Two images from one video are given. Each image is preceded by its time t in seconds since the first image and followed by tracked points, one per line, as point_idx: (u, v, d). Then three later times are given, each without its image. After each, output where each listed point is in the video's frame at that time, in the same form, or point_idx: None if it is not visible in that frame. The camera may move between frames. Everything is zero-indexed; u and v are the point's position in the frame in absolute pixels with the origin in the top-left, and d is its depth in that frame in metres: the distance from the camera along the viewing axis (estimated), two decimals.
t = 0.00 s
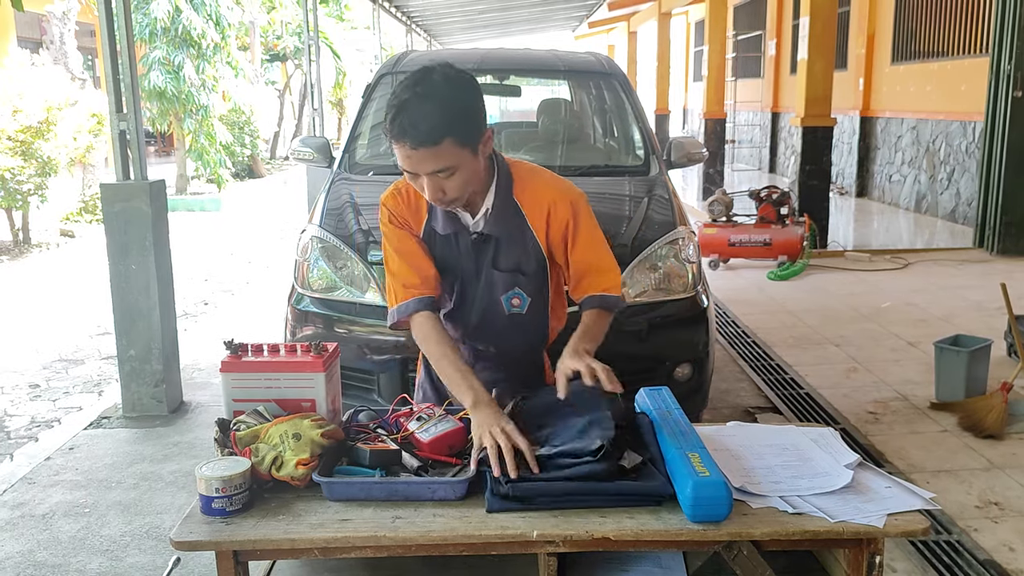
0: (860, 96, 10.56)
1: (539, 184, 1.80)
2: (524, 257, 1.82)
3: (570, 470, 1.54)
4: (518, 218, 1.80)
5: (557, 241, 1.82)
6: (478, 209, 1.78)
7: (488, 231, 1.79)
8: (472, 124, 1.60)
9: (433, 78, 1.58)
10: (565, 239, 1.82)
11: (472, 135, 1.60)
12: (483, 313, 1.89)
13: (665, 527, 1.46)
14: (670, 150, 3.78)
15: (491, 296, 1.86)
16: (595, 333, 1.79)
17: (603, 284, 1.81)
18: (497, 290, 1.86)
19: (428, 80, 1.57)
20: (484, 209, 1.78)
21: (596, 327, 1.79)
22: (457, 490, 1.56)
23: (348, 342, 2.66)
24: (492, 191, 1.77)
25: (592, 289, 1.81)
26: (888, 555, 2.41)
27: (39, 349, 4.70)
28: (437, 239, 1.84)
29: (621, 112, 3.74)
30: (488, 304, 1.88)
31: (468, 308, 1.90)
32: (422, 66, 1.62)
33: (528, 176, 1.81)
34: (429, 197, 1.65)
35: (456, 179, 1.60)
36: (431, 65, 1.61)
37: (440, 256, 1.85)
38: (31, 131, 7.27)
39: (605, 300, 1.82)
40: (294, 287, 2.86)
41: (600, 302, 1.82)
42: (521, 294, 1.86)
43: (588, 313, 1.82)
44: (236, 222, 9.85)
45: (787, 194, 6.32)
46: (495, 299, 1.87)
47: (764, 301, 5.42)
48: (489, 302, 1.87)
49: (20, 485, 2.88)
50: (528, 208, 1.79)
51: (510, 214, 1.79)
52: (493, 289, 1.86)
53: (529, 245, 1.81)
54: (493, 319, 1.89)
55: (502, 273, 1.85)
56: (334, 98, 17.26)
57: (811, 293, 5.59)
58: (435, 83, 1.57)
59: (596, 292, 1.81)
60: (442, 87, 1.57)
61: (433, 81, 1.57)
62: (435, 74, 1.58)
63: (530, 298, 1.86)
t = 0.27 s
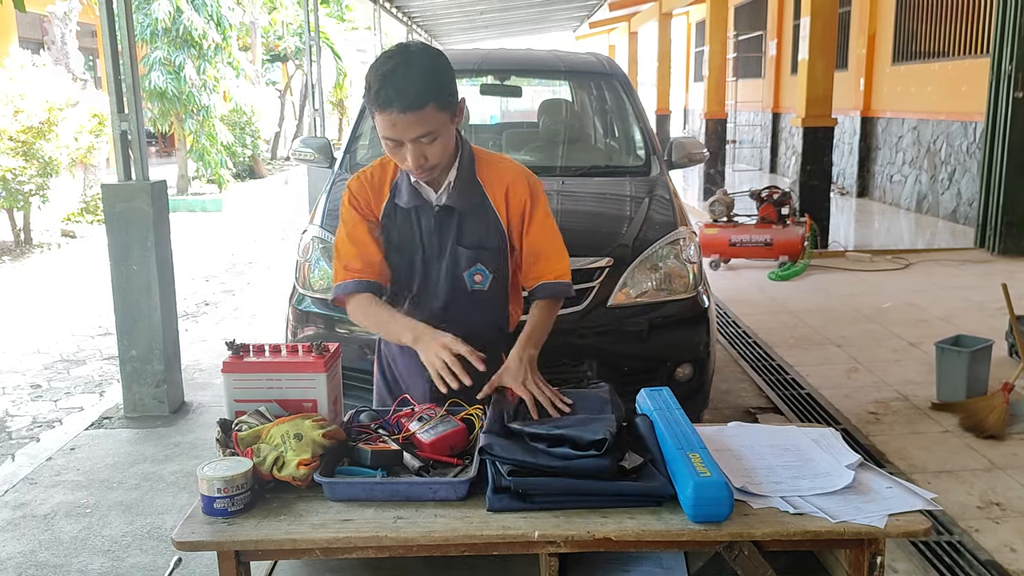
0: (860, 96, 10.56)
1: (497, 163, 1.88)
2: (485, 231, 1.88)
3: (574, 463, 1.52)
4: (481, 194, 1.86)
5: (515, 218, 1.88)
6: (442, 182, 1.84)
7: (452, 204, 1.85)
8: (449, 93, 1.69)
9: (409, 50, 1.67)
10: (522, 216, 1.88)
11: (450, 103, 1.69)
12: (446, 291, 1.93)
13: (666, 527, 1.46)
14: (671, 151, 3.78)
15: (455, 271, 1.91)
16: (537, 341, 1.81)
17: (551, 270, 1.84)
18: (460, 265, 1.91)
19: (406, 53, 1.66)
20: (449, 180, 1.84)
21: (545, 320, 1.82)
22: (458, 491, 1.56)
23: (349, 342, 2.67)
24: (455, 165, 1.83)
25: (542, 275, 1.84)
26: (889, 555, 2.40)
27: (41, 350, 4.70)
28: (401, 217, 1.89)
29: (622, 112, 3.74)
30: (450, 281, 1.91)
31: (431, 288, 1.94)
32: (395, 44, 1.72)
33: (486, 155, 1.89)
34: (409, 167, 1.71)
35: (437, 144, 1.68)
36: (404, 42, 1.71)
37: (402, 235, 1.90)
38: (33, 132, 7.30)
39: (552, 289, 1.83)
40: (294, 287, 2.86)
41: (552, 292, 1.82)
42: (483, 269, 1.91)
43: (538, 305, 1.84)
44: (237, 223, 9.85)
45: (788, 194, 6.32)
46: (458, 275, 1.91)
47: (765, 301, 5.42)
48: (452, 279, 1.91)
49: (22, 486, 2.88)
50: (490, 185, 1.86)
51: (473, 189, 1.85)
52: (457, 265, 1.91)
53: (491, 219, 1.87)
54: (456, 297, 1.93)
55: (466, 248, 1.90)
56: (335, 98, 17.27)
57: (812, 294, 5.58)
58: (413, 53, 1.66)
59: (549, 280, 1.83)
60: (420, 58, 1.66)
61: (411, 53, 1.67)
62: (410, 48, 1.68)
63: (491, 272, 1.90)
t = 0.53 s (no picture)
0: (861, 96, 10.56)
1: (481, 166, 1.93)
2: (466, 230, 1.90)
3: (578, 462, 1.53)
4: (463, 193, 1.90)
5: (495, 219, 1.91)
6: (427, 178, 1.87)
7: (435, 201, 1.87)
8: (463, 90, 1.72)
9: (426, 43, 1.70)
10: (501, 218, 1.91)
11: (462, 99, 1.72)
12: (424, 289, 1.92)
13: (667, 527, 1.46)
14: (671, 151, 3.78)
15: (434, 268, 1.90)
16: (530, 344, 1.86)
17: (523, 274, 1.89)
18: (440, 263, 1.90)
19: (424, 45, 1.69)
20: (433, 178, 1.88)
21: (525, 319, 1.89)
22: (459, 491, 1.56)
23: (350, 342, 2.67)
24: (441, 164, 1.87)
25: (518, 278, 1.89)
26: (890, 555, 2.40)
27: (42, 350, 4.70)
28: (380, 212, 1.91)
29: (622, 112, 3.74)
30: (429, 280, 1.91)
31: (410, 284, 1.94)
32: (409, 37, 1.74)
33: (469, 158, 1.93)
34: (416, 159, 1.70)
35: (448, 137, 1.70)
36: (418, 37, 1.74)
37: (381, 230, 1.92)
38: (34, 132, 7.32)
39: (521, 292, 1.88)
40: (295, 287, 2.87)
41: (525, 294, 1.88)
42: (462, 268, 1.90)
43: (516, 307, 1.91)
44: (238, 223, 9.85)
45: (789, 194, 6.31)
46: (437, 272, 1.90)
47: (766, 301, 5.42)
48: (431, 276, 1.91)
49: (23, 486, 2.88)
50: (473, 185, 1.90)
51: (456, 187, 1.89)
52: (436, 262, 1.90)
53: (472, 218, 1.90)
54: (435, 295, 1.92)
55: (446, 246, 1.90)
56: (335, 98, 17.27)
57: (813, 294, 5.58)
58: (432, 47, 1.69)
59: (521, 284, 1.89)
60: (439, 51, 1.69)
61: (430, 46, 1.69)
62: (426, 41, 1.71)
63: (470, 272, 1.90)
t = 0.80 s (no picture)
0: (861, 96, 10.56)
1: (471, 170, 1.94)
2: (457, 232, 1.91)
3: (585, 462, 1.52)
4: (455, 197, 1.90)
5: (484, 223, 1.93)
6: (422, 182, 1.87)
7: (428, 204, 1.88)
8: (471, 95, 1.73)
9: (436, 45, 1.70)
10: (490, 221, 1.93)
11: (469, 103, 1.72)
12: (411, 289, 1.92)
13: (669, 527, 1.46)
14: (671, 151, 3.78)
15: (423, 270, 1.90)
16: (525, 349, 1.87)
17: (511, 277, 1.92)
18: (430, 265, 1.90)
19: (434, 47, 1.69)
20: (427, 181, 1.88)
21: (518, 325, 1.89)
22: (460, 490, 1.56)
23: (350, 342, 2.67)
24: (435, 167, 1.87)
25: (507, 282, 1.92)
26: (891, 555, 2.40)
27: (42, 349, 4.71)
28: (373, 213, 1.88)
29: (623, 112, 3.74)
30: (417, 281, 1.91)
31: (397, 285, 1.93)
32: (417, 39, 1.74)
33: (460, 162, 1.94)
34: (422, 160, 1.69)
35: (453, 139, 1.70)
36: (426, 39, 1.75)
37: (373, 231, 1.89)
38: (35, 132, 7.33)
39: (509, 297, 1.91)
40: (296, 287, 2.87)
41: (516, 300, 1.90)
42: (451, 270, 1.91)
43: (507, 312, 1.91)
44: (239, 223, 9.84)
45: (789, 194, 6.31)
46: (426, 274, 1.91)
47: (766, 300, 5.42)
48: (420, 277, 1.91)
49: (23, 485, 2.89)
50: (464, 190, 1.91)
51: (449, 191, 1.89)
52: (426, 264, 1.90)
53: (462, 222, 1.91)
54: (422, 297, 1.93)
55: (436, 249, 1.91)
56: (335, 98, 17.28)
57: (813, 293, 5.58)
58: (442, 49, 1.69)
59: (507, 288, 1.91)
60: (450, 54, 1.69)
61: (439, 48, 1.70)
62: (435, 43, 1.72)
63: (458, 274, 1.92)
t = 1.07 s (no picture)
0: (861, 95, 10.56)
1: (469, 169, 1.93)
2: (459, 232, 1.91)
3: (585, 462, 1.52)
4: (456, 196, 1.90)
5: (485, 222, 1.93)
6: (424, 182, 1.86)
7: (430, 205, 1.87)
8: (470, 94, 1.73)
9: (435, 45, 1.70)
10: (490, 220, 1.93)
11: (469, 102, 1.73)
12: (414, 289, 1.92)
13: (668, 526, 1.46)
14: (672, 150, 3.78)
15: (425, 270, 1.90)
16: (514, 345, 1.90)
17: (510, 276, 1.93)
18: (432, 264, 1.90)
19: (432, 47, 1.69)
20: (428, 182, 1.87)
21: (507, 322, 1.93)
22: (460, 490, 1.56)
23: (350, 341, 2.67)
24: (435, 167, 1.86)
25: (504, 280, 1.93)
26: (891, 555, 2.40)
27: (42, 349, 4.71)
28: (376, 214, 1.86)
29: (623, 111, 3.74)
30: (419, 281, 1.91)
31: (400, 285, 1.93)
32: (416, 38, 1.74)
33: (458, 161, 1.94)
34: (422, 160, 1.70)
35: (453, 138, 1.70)
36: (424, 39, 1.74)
37: (376, 233, 1.87)
38: (34, 132, 7.33)
39: (505, 295, 1.93)
40: (296, 287, 2.87)
41: (512, 296, 1.93)
42: (454, 269, 1.92)
43: (501, 308, 1.94)
44: (239, 223, 9.84)
45: (789, 193, 6.30)
46: (429, 273, 1.91)
47: (766, 300, 5.42)
48: (422, 277, 1.91)
49: (23, 485, 2.89)
50: (465, 190, 1.91)
51: (449, 191, 1.89)
52: (428, 264, 1.90)
53: (464, 221, 1.90)
54: (425, 295, 1.94)
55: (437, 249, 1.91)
56: (335, 98, 17.28)
57: (813, 293, 5.58)
58: (441, 49, 1.69)
59: (506, 286, 1.93)
60: (449, 53, 1.69)
61: (437, 48, 1.70)
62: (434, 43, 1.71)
63: (461, 274, 1.92)
